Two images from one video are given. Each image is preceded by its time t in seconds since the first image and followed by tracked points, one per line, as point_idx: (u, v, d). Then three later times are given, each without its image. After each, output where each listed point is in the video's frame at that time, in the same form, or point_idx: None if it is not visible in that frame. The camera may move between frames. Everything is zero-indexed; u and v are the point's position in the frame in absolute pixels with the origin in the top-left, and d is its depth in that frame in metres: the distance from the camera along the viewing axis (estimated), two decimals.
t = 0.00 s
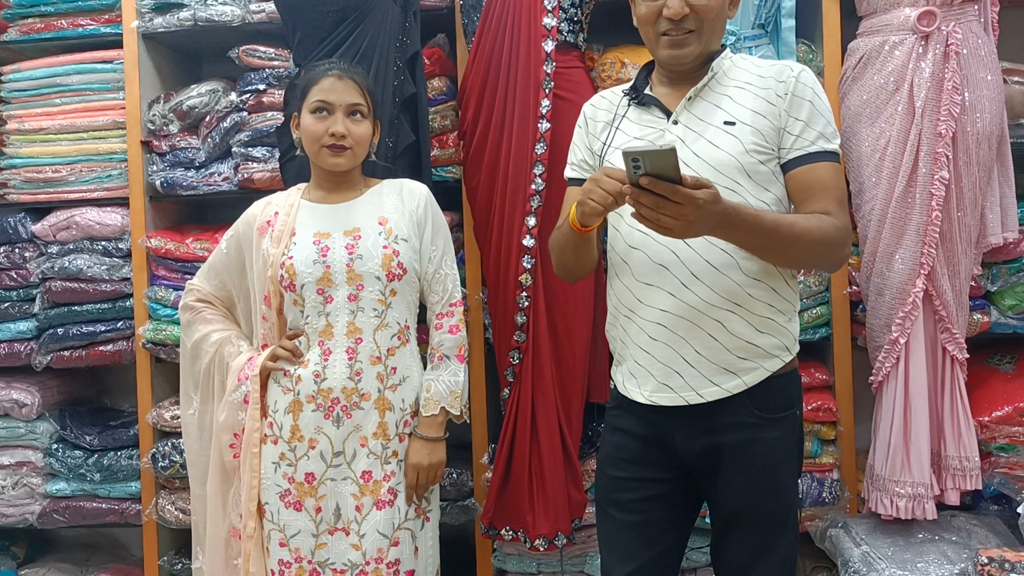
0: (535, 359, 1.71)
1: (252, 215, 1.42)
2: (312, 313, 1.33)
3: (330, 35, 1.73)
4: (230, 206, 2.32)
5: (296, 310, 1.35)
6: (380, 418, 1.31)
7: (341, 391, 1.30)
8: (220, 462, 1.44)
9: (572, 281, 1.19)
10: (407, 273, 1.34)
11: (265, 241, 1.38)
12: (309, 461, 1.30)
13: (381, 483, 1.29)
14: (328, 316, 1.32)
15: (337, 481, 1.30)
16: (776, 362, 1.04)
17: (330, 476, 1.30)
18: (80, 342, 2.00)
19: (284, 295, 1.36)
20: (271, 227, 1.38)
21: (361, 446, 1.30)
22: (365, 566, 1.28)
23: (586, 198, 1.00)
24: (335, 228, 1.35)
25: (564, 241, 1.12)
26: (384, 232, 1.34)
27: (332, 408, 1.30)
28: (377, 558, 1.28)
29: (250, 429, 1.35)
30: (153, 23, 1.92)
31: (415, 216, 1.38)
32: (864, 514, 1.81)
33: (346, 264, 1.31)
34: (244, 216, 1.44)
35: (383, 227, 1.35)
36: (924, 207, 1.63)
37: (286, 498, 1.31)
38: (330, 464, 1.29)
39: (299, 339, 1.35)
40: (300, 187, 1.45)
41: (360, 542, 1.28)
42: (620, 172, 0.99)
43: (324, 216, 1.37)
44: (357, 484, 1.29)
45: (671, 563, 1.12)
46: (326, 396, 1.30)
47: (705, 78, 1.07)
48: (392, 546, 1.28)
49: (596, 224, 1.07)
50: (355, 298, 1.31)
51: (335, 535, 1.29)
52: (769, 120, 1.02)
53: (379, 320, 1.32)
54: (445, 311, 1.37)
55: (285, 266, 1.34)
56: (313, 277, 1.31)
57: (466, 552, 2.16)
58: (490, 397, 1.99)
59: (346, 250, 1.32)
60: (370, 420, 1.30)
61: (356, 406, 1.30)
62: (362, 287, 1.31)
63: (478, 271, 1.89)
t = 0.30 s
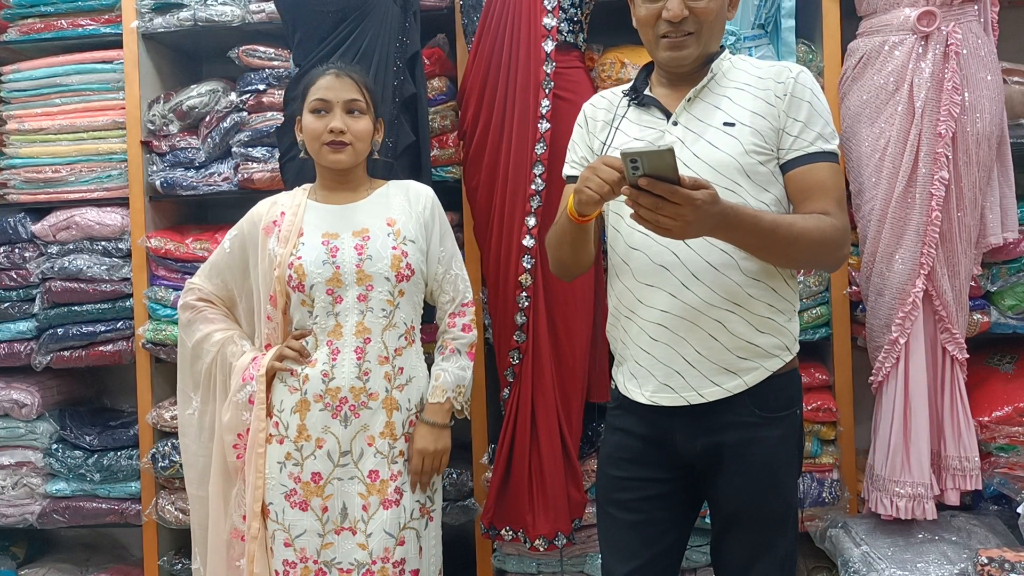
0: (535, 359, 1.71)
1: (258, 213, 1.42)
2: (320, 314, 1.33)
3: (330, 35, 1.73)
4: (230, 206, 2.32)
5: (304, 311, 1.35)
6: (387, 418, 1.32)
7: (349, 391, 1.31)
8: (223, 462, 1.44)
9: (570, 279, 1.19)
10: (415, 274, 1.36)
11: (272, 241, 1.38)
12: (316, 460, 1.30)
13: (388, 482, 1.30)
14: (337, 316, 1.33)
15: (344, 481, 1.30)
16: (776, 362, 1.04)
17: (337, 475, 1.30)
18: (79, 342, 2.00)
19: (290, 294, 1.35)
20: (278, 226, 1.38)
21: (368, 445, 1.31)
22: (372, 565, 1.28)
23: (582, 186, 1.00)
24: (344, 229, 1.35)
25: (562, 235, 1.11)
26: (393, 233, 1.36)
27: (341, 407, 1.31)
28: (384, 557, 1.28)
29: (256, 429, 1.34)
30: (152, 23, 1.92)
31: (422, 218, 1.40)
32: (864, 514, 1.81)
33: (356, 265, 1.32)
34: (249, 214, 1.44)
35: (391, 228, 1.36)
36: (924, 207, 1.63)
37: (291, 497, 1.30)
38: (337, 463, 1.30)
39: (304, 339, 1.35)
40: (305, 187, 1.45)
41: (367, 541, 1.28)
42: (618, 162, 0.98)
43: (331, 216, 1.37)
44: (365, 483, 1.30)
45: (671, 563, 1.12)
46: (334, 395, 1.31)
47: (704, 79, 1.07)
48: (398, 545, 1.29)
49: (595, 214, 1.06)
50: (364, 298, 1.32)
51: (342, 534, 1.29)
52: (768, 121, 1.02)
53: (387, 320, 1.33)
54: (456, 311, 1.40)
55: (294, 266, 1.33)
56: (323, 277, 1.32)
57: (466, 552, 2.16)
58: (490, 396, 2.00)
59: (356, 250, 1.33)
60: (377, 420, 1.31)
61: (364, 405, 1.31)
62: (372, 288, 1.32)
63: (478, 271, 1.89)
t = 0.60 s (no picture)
0: (535, 360, 1.71)
1: (263, 210, 1.42)
2: (324, 313, 1.33)
3: (330, 35, 1.73)
4: (230, 206, 2.32)
5: (307, 311, 1.35)
6: (387, 419, 1.31)
7: (350, 391, 1.31)
8: (223, 461, 1.44)
9: (568, 278, 1.19)
10: (420, 275, 1.36)
11: (277, 238, 1.38)
12: (317, 460, 1.30)
13: (389, 483, 1.30)
14: (341, 316, 1.33)
15: (344, 481, 1.30)
16: (777, 362, 1.04)
17: (337, 476, 1.30)
18: (79, 343, 2.00)
19: (293, 292, 1.35)
20: (284, 223, 1.38)
21: (368, 446, 1.30)
22: (373, 566, 1.29)
23: (581, 181, 1.00)
24: (350, 230, 1.36)
25: (560, 231, 1.11)
26: (399, 234, 1.36)
27: (341, 407, 1.31)
28: (385, 558, 1.29)
29: (255, 429, 1.34)
30: (152, 24, 1.92)
31: (426, 219, 1.40)
32: (863, 514, 1.81)
33: (362, 266, 1.33)
34: (254, 212, 1.43)
35: (398, 230, 1.37)
36: (924, 207, 1.63)
37: (291, 497, 1.30)
38: (337, 464, 1.30)
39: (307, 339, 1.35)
40: (311, 185, 1.45)
41: (367, 542, 1.29)
42: (615, 157, 0.98)
43: (335, 216, 1.38)
44: (365, 484, 1.30)
45: (670, 564, 1.12)
46: (335, 395, 1.31)
47: (703, 80, 1.07)
48: (399, 546, 1.30)
49: (593, 210, 1.06)
50: (369, 299, 1.33)
51: (341, 535, 1.29)
52: (768, 123, 1.02)
53: (390, 321, 1.34)
54: (501, 271, 1.43)
55: (300, 265, 1.33)
56: (328, 277, 1.32)
57: (466, 552, 2.16)
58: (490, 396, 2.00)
59: (362, 251, 1.33)
60: (378, 420, 1.31)
61: (365, 405, 1.31)
62: (377, 289, 1.33)
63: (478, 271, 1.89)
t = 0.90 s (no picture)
0: (535, 360, 1.71)
1: (269, 208, 1.42)
2: (328, 312, 1.34)
3: (330, 35, 1.73)
4: (229, 206, 2.32)
5: (311, 309, 1.35)
6: (390, 417, 1.31)
7: (353, 390, 1.31)
8: (223, 461, 1.44)
9: (568, 275, 1.20)
10: (424, 275, 1.37)
11: (282, 236, 1.38)
12: (319, 459, 1.30)
13: (391, 481, 1.30)
14: (344, 314, 1.34)
15: (346, 480, 1.30)
16: (777, 363, 1.04)
17: (339, 474, 1.30)
18: (79, 343, 2.00)
19: (297, 291, 1.35)
20: (289, 222, 1.38)
21: (371, 444, 1.30)
22: (377, 564, 1.29)
23: (578, 177, 1.00)
24: (354, 228, 1.36)
25: (561, 226, 1.11)
26: (403, 234, 1.36)
27: (343, 405, 1.31)
28: (388, 556, 1.29)
29: (257, 428, 1.34)
30: (152, 24, 1.92)
31: (428, 219, 1.40)
32: (863, 514, 1.81)
33: (366, 265, 1.32)
34: (258, 210, 1.43)
35: (402, 229, 1.37)
36: (924, 207, 1.63)
37: (294, 496, 1.30)
38: (339, 462, 1.30)
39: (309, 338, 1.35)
40: (316, 183, 1.45)
41: (371, 540, 1.29)
42: (616, 151, 0.98)
43: (339, 215, 1.38)
44: (368, 482, 1.30)
45: (671, 565, 1.12)
46: (337, 394, 1.31)
47: (706, 81, 1.07)
48: (403, 544, 1.30)
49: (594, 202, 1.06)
50: (373, 298, 1.33)
51: (343, 533, 1.29)
52: (770, 124, 1.02)
53: (394, 319, 1.34)
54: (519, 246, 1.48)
55: (304, 264, 1.33)
56: (332, 276, 1.32)
57: (466, 553, 2.16)
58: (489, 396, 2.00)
59: (366, 250, 1.33)
60: (380, 418, 1.31)
61: (368, 403, 1.31)
62: (381, 288, 1.33)
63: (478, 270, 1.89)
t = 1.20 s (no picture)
0: (535, 360, 1.71)
1: (268, 209, 1.42)
2: (327, 312, 1.34)
3: (329, 35, 1.73)
4: (229, 207, 2.32)
5: (310, 309, 1.35)
6: (391, 417, 1.31)
7: (354, 389, 1.31)
8: (223, 461, 1.44)
9: (567, 275, 1.20)
10: (423, 275, 1.37)
11: (281, 237, 1.38)
12: (319, 458, 1.30)
13: (392, 481, 1.30)
14: (344, 314, 1.34)
15: (347, 479, 1.30)
16: (777, 363, 1.04)
17: (340, 474, 1.30)
18: (79, 343, 2.00)
19: (296, 291, 1.35)
20: (287, 222, 1.38)
21: (372, 444, 1.30)
22: (378, 564, 1.29)
23: (578, 178, 1.00)
24: (353, 228, 1.36)
25: (561, 226, 1.11)
26: (402, 233, 1.36)
27: (344, 405, 1.31)
28: (390, 555, 1.29)
29: (257, 428, 1.34)
30: (152, 24, 1.92)
31: (428, 219, 1.40)
32: (863, 514, 1.81)
33: (365, 264, 1.33)
34: (258, 211, 1.43)
35: (400, 228, 1.37)
36: (923, 207, 1.63)
37: (294, 495, 1.30)
38: (340, 461, 1.30)
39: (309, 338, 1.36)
40: (316, 184, 1.45)
41: (372, 540, 1.29)
42: (614, 155, 0.98)
43: (338, 215, 1.38)
44: (369, 482, 1.30)
45: (671, 565, 1.12)
46: (337, 394, 1.31)
47: (705, 81, 1.07)
48: (404, 543, 1.30)
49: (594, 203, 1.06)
50: (372, 297, 1.33)
51: (344, 533, 1.29)
52: (770, 124, 1.02)
53: (394, 319, 1.34)
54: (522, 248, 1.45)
55: (303, 264, 1.33)
56: (331, 276, 1.32)
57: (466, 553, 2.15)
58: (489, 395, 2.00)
59: (365, 249, 1.33)
60: (381, 418, 1.31)
61: (369, 403, 1.31)
62: (380, 287, 1.33)
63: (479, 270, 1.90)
